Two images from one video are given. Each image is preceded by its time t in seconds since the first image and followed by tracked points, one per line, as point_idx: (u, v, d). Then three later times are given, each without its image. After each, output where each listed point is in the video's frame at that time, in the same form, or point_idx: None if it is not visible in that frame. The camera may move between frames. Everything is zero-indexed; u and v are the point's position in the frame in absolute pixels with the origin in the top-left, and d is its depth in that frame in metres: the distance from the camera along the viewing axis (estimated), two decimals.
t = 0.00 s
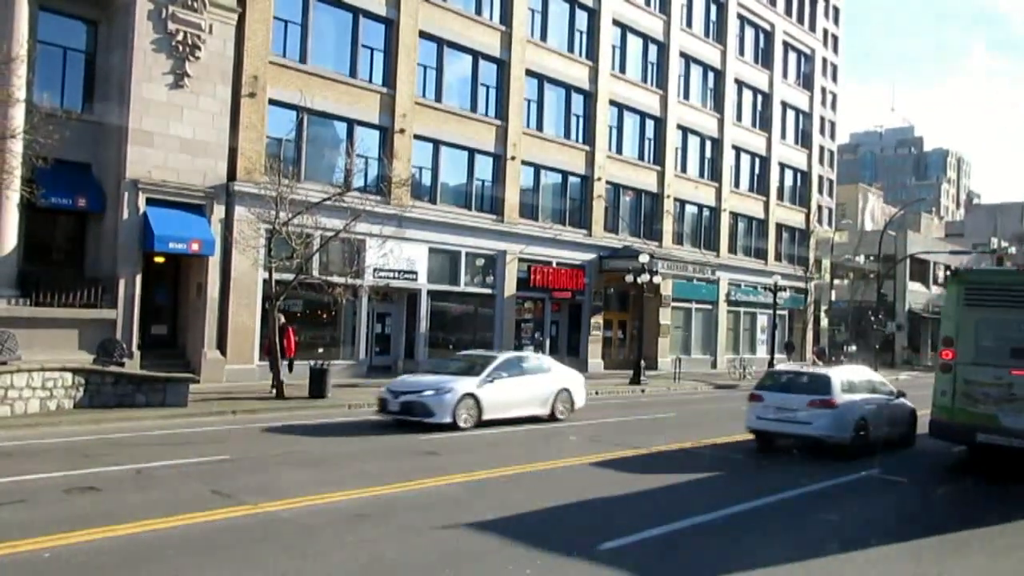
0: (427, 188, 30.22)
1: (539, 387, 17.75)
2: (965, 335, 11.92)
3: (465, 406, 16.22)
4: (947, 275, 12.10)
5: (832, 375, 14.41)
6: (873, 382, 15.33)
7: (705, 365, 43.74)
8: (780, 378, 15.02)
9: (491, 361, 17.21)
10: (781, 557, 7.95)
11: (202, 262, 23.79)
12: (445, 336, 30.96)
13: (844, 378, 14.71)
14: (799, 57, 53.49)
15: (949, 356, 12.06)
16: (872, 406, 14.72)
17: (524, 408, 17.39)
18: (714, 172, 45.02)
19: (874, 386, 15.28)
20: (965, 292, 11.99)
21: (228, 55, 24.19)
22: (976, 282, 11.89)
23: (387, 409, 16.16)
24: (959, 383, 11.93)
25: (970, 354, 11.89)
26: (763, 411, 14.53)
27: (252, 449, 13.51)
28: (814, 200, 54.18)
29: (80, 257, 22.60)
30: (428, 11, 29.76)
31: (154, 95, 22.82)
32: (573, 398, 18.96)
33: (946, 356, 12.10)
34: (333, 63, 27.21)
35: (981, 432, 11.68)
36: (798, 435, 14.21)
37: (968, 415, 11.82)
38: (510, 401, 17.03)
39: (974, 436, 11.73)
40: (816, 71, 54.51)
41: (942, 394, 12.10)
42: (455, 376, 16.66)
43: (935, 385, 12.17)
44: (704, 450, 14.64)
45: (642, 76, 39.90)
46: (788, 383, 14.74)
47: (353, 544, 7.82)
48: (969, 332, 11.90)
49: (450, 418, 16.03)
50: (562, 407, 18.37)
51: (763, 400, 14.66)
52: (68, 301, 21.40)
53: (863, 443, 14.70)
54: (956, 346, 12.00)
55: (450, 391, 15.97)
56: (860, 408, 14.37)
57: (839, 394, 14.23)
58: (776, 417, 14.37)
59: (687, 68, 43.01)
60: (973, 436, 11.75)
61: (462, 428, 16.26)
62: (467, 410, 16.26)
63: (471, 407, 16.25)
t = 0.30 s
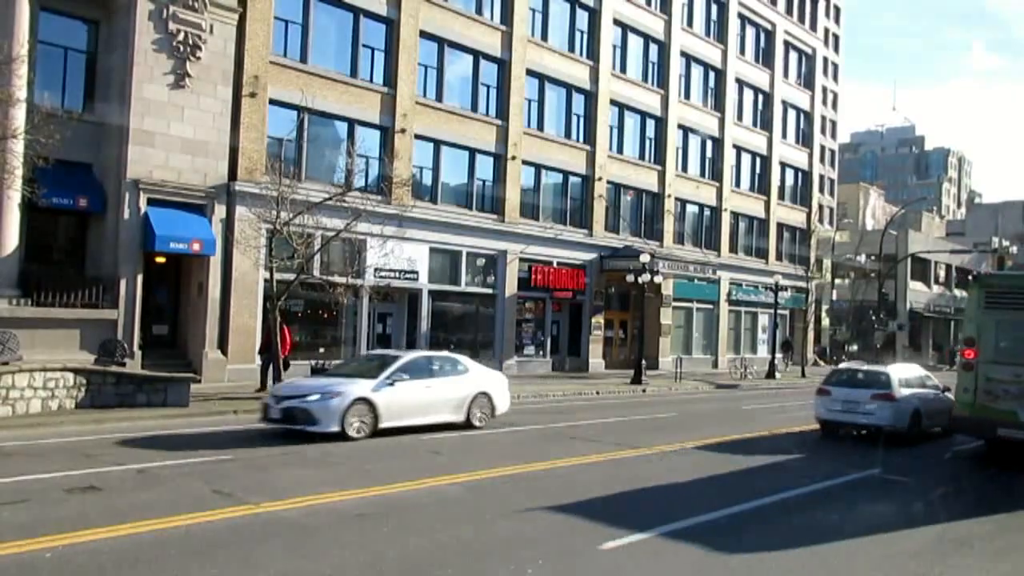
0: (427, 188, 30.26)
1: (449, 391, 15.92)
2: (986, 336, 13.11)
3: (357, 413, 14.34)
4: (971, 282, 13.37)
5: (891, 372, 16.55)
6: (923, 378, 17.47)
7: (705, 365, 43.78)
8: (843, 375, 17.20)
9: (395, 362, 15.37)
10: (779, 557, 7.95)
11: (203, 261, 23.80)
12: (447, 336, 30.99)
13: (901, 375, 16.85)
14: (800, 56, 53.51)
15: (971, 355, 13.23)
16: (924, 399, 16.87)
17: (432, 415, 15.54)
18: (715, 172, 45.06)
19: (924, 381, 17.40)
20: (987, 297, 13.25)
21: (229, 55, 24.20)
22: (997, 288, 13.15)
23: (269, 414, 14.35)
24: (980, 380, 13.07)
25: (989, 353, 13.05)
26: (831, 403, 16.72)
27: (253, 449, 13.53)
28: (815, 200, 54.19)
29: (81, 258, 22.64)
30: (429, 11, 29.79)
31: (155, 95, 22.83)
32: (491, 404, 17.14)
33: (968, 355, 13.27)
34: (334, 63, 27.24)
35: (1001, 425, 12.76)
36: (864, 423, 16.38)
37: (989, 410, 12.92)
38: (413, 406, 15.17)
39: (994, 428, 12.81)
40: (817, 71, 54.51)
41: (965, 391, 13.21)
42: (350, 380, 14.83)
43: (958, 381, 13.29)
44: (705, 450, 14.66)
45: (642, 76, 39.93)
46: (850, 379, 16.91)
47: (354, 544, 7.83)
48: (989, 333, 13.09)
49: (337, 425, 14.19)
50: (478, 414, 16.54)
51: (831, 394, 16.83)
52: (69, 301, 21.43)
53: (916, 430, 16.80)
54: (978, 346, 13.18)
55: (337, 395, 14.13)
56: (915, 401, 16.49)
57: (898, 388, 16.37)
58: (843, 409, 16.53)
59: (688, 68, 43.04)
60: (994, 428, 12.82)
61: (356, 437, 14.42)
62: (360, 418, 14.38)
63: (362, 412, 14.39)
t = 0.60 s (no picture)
0: (428, 188, 30.26)
1: (335, 396, 14.04)
2: (1002, 337, 13.40)
3: (213, 421, 12.36)
4: (986, 284, 13.64)
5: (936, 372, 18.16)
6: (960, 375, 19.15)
7: (706, 365, 43.79)
8: (888, 374, 18.81)
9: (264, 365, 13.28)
10: (781, 557, 7.94)
11: (204, 261, 23.80)
12: (447, 336, 30.98)
13: (944, 374, 18.51)
14: (800, 57, 53.52)
15: (987, 355, 13.58)
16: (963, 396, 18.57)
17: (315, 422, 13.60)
18: (716, 172, 45.08)
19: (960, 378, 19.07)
20: (1002, 298, 13.49)
21: (230, 55, 24.22)
22: (1012, 289, 13.39)
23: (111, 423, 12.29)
24: (996, 379, 13.40)
25: (1005, 353, 13.36)
26: (881, 398, 18.25)
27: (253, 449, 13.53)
28: (815, 200, 54.18)
29: (81, 258, 22.65)
30: (430, 11, 29.80)
31: (155, 95, 22.82)
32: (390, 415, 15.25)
33: (984, 355, 13.61)
34: (336, 63, 27.25)
35: (1016, 423, 13.10)
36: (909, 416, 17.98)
37: (1005, 407, 13.25)
38: (288, 413, 13.21)
39: (1010, 426, 13.15)
40: (818, 70, 54.50)
41: (981, 389, 13.58)
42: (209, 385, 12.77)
43: (975, 380, 13.67)
44: (705, 450, 14.66)
45: (643, 76, 39.94)
46: (897, 377, 18.50)
47: (354, 544, 7.82)
48: (1004, 334, 13.38)
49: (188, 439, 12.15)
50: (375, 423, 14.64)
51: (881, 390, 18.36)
52: (70, 301, 21.42)
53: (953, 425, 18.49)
54: (994, 346, 13.50)
55: (185, 404, 12.10)
56: (957, 398, 18.15)
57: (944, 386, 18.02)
58: (893, 403, 18.09)
59: (689, 68, 43.05)
60: (1009, 426, 13.17)
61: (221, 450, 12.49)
62: (217, 427, 12.40)
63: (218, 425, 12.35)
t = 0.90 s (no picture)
0: (428, 188, 30.23)
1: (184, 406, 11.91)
2: (1012, 337, 13.78)
3: (15, 435, 10.32)
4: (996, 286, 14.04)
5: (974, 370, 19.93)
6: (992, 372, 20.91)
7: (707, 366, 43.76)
8: (929, 372, 20.60)
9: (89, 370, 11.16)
10: (783, 557, 7.91)
11: (204, 262, 23.77)
12: (448, 337, 30.96)
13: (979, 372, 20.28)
14: (800, 57, 53.48)
15: (999, 355, 13.98)
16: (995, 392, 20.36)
17: (154, 434, 11.52)
18: (716, 172, 45.04)
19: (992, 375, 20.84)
20: (1012, 299, 13.87)
21: (230, 57, 24.21)
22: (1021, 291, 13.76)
23: None
24: (1007, 378, 13.77)
25: (1016, 353, 13.72)
26: (923, 393, 20.01)
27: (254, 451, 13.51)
28: (816, 200, 54.13)
29: (82, 259, 22.62)
30: (430, 12, 29.78)
31: (155, 96, 22.80)
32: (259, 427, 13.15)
33: (996, 355, 14.02)
34: (336, 64, 27.24)
35: None
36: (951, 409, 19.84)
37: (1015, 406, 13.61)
38: (119, 428, 11.10)
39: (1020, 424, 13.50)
40: (818, 70, 54.47)
41: (993, 388, 13.99)
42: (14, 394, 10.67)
43: (987, 380, 14.09)
44: (707, 450, 14.66)
45: (643, 76, 39.93)
46: (938, 375, 20.27)
47: (354, 544, 7.78)
48: (1014, 335, 13.76)
49: None
50: (238, 436, 12.55)
51: (924, 386, 20.11)
52: (70, 302, 21.39)
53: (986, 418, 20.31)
54: (1005, 347, 13.90)
55: None
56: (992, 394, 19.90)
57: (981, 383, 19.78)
58: (935, 398, 19.84)
59: (689, 68, 43.04)
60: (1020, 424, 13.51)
61: (32, 471, 10.45)
62: (22, 442, 10.34)
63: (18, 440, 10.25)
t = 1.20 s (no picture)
0: (429, 188, 30.27)
1: None
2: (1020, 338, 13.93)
3: None
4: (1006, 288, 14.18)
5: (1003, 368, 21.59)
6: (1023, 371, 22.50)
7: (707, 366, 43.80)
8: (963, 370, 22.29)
9: None
10: (783, 557, 7.94)
11: (205, 263, 23.83)
12: (449, 337, 31.01)
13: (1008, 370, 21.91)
14: (801, 56, 53.50)
15: (1007, 355, 14.13)
16: None
17: None
18: (716, 172, 45.07)
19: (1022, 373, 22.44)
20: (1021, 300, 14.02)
21: (231, 57, 24.25)
22: None
23: None
24: (1016, 378, 13.92)
25: None
26: (956, 390, 21.73)
27: (255, 451, 13.57)
28: (816, 200, 54.15)
29: (82, 259, 22.65)
30: (430, 12, 29.82)
31: (155, 97, 22.84)
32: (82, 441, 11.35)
33: (1005, 355, 14.17)
34: (337, 64, 27.28)
35: None
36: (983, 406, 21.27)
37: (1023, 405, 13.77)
38: None
39: None
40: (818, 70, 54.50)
41: (1002, 388, 14.16)
42: None
43: (997, 379, 14.25)
44: (706, 450, 14.72)
45: (644, 76, 39.98)
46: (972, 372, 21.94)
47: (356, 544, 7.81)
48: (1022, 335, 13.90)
49: None
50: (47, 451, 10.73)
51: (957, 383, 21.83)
52: (71, 303, 21.42)
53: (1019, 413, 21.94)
54: (1013, 347, 14.05)
55: None
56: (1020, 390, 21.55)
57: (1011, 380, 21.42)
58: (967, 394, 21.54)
59: (690, 68, 43.09)
60: None
61: None
62: None
63: None
